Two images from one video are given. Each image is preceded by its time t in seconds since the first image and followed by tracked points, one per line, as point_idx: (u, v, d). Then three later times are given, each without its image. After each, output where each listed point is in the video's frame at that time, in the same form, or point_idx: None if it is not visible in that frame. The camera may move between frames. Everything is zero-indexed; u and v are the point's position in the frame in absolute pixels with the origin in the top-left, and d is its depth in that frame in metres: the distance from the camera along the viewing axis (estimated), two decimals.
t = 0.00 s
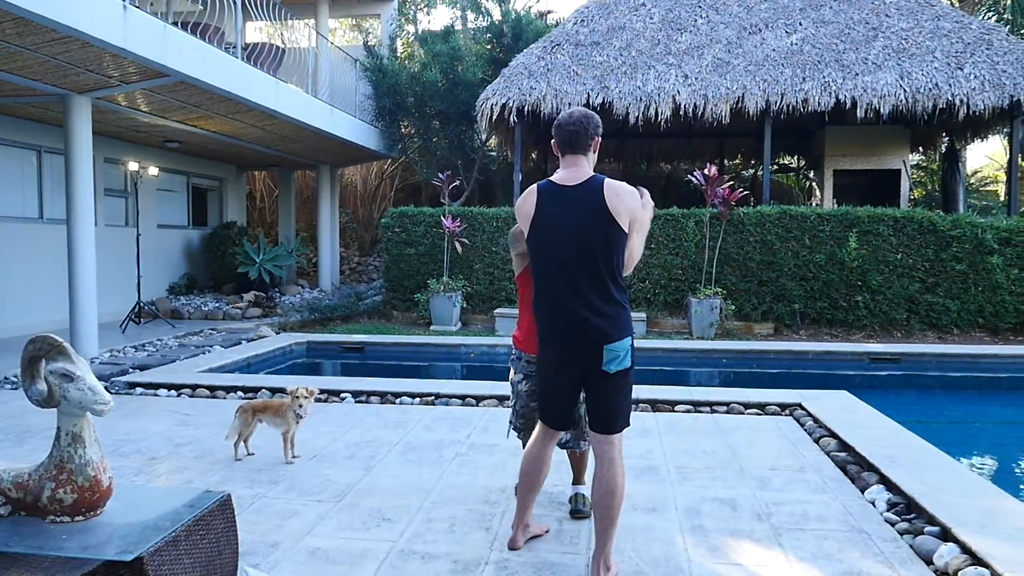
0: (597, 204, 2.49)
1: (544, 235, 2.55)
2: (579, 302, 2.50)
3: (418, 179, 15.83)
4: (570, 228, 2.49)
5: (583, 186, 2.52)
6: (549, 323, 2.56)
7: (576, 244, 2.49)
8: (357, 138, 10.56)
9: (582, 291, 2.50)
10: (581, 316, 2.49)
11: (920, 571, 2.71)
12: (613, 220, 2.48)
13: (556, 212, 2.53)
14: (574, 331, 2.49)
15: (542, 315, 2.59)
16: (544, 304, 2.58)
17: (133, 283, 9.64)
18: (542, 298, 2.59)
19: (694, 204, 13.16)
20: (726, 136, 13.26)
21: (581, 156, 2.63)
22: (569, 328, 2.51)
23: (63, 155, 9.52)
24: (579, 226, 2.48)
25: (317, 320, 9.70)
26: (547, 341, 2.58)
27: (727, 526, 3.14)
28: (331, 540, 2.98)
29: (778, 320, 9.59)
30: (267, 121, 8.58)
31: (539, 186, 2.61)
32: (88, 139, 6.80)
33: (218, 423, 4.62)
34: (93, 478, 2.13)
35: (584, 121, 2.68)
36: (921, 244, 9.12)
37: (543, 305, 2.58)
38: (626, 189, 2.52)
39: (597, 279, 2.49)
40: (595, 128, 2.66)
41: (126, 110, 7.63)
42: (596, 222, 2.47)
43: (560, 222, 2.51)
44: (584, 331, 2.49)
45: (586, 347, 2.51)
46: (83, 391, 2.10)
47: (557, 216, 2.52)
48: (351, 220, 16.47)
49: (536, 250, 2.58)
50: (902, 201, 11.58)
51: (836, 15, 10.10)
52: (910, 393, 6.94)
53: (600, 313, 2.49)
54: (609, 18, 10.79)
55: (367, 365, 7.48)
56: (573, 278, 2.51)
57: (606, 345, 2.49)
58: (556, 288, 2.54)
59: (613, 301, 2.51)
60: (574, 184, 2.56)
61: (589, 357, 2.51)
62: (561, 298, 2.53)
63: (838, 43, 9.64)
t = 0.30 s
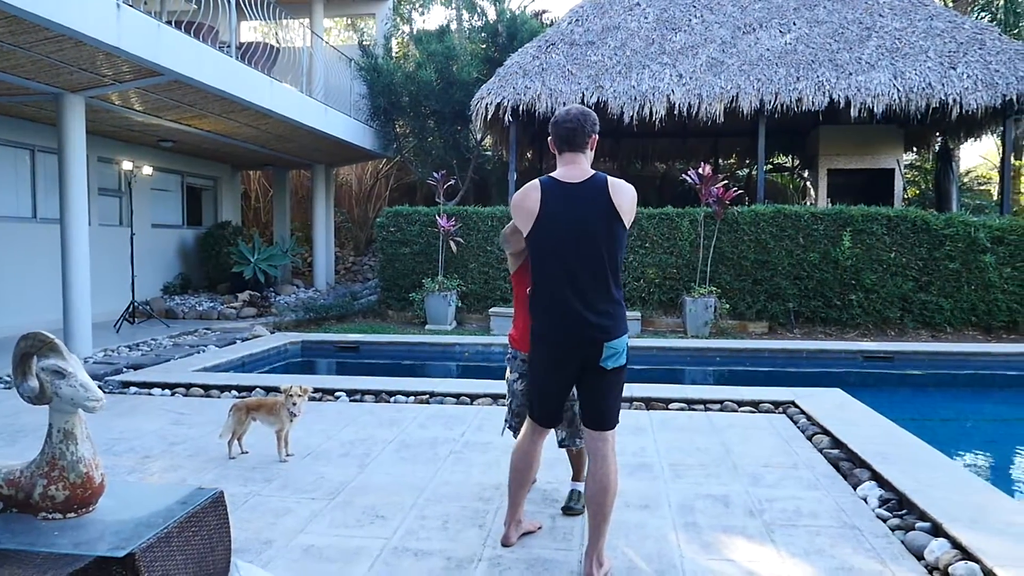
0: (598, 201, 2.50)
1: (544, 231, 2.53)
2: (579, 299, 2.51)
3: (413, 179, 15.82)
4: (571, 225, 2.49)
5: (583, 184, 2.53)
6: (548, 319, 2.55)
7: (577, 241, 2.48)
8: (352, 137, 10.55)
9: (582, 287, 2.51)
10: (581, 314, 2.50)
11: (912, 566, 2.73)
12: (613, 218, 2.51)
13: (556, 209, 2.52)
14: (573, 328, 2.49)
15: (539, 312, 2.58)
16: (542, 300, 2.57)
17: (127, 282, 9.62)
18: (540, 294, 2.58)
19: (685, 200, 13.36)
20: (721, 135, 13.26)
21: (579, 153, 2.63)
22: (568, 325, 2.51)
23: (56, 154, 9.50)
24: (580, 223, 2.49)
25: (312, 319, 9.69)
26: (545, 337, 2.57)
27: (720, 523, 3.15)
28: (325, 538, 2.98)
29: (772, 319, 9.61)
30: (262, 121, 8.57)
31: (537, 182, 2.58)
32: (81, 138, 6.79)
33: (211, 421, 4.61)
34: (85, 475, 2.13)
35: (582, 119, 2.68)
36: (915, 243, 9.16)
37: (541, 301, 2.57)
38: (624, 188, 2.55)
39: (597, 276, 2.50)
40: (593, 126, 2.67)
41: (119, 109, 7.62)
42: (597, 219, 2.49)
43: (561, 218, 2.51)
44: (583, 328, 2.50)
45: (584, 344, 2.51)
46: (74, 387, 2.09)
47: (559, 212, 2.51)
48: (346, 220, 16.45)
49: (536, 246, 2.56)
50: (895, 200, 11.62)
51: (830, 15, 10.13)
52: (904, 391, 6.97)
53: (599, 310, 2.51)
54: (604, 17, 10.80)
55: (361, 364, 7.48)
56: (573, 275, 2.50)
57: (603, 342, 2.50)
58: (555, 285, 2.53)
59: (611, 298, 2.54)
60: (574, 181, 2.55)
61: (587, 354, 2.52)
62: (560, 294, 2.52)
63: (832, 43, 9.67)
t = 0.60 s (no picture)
0: (591, 192, 2.52)
1: (537, 220, 2.54)
2: (570, 289, 2.52)
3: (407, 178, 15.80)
4: (563, 215, 2.50)
5: (575, 175, 2.55)
6: (539, 310, 2.56)
7: (570, 231, 2.50)
8: (346, 136, 10.54)
9: (573, 278, 2.51)
10: (573, 304, 2.51)
11: (900, 557, 2.76)
12: (605, 210, 2.53)
13: (549, 199, 2.53)
14: (565, 317, 2.50)
15: (531, 303, 2.58)
16: (534, 290, 2.57)
17: (119, 281, 9.59)
18: (531, 285, 2.58)
19: (679, 198, 13.33)
20: (714, 134, 13.28)
21: (571, 145, 2.64)
22: (560, 316, 2.51)
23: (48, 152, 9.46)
24: (572, 213, 2.50)
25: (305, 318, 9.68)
26: (536, 328, 2.57)
27: (709, 515, 3.17)
28: (315, 531, 2.98)
29: (765, 317, 9.63)
30: (255, 119, 8.56)
31: (530, 172, 2.59)
32: (72, 135, 6.77)
33: (202, 418, 4.61)
34: (72, 466, 2.13)
35: (575, 111, 2.68)
36: (906, 240, 9.19)
37: (532, 292, 2.58)
38: (616, 180, 2.57)
39: (589, 266, 2.52)
40: (586, 118, 2.67)
41: (111, 107, 7.60)
42: (590, 210, 2.50)
43: (554, 208, 2.52)
44: (575, 319, 2.50)
45: (575, 334, 2.51)
46: (61, 378, 2.09)
47: (551, 202, 2.52)
48: (340, 219, 16.43)
49: (527, 237, 2.56)
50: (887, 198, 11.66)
51: (822, 13, 10.17)
52: (896, 388, 6.99)
53: (590, 302, 2.52)
54: (597, 16, 10.81)
55: (355, 361, 7.48)
56: (565, 264, 2.51)
57: (595, 334, 2.51)
58: (547, 275, 2.53)
59: (602, 289, 2.55)
60: (566, 172, 2.56)
61: (578, 344, 2.53)
62: (552, 285, 2.53)
63: (824, 41, 9.70)
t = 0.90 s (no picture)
0: (580, 184, 2.53)
1: (527, 213, 2.53)
2: (560, 281, 2.51)
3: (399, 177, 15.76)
4: (553, 207, 2.50)
5: (564, 168, 2.55)
6: (529, 302, 2.54)
7: (560, 223, 2.50)
8: (338, 134, 10.51)
9: (563, 270, 2.51)
10: (562, 297, 2.50)
11: (886, 548, 2.77)
12: (593, 203, 2.54)
13: (538, 191, 2.52)
14: (555, 308, 2.49)
15: (520, 295, 2.57)
16: (522, 282, 2.56)
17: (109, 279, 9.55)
18: (520, 277, 2.57)
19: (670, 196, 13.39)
20: (706, 133, 13.30)
21: (559, 138, 2.63)
22: (550, 307, 2.50)
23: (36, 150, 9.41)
24: (561, 205, 2.50)
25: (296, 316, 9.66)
26: (525, 320, 2.56)
27: (697, 509, 3.17)
28: (302, 526, 2.97)
29: (756, 314, 9.64)
30: (245, 117, 8.53)
31: (519, 165, 2.58)
32: (61, 133, 6.73)
33: (191, 415, 4.59)
34: (54, 458, 2.12)
35: (562, 105, 2.68)
36: (896, 237, 9.23)
37: (521, 284, 2.57)
38: (603, 172, 2.59)
39: (578, 259, 2.52)
40: (572, 112, 2.67)
41: (101, 104, 7.57)
42: (578, 202, 2.51)
43: (543, 200, 2.51)
44: (564, 312, 2.49)
45: (565, 326, 2.51)
46: (43, 369, 2.08)
47: (541, 194, 2.52)
48: (332, 218, 16.39)
49: (517, 229, 2.56)
50: (878, 197, 11.70)
51: (812, 12, 10.20)
52: (887, 383, 7.02)
53: (579, 294, 2.51)
54: (589, 14, 10.82)
55: (346, 359, 7.49)
56: (555, 256, 2.50)
57: (584, 326, 2.51)
58: (537, 267, 2.53)
59: (591, 282, 2.55)
60: (555, 165, 2.57)
61: (568, 337, 2.52)
62: (542, 277, 2.52)
63: (814, 39, 9.73)
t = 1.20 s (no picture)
0: (566, 177, 2.53)
1: (514, 205, 2.52)
2: (546, 275, 2.50)
3: (391, 175, 15.73)
4: (539, 200, 2.50)
5: (550, 160, 2.55)
6: (515, 295, 2.54)
7: (546, 216, 2.49)
8: (330, 133, 10.49)
9: (549, 263, 2.50)
10: (548, 290, 2.50)
11: (871, 540, 2.79)
12: (579, 195, 2.54)
13: (525, 184, 2.51)
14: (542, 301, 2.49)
15: (506, 288, 2.57)
16: (509, 276, 2.55)
17: (99, 278, 9.51)
18: (507, 270, 2.56)
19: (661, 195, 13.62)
20: (698, 132, 13.30)
21: (545, 132, 2.62)
22: (536, 301, 2.50)
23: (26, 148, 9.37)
24: (548, 198, 2.50)
25: (288, 315, 9.64)
26: (511, 313, 2.55)
27: (684, 502, 3.18)
28: (288, 520, 2.96)
29: (748, 312, 9.66)
30: (236, 115, 8.50)
31: (506, 158, 2.57)
32: (50, 130, 6.70)
33: (179, 411, 4.57)
34: (35, 450, 2.10)
35: (547, 99, 2.66)
36: (886, 235, 9.26)
37: (507, 277, 2.56)
38: (589, 166, 2.59)
39: (564, 252, 2.51)
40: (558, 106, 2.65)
41: (91, 102, 7.55)
42: (565, 195, 2.51)
43: (530, 192, 2.50)
44: (550, 304, 2.49)
45: (551, 319, 2.51)
46: (23, 360, 2.05)
47: (527, 186, 2.51)
48: (324, 217, 16.36)
49: (503, 223, 2.54)
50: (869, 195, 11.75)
51: (803, 11, 10.24)
52: (877, 380, 7.05)
53: (565, 287, 2.51)
54: (580, 12, 10.82)
55: (337, 357, 7.48)
56: (541, 249, 2.50)
57: (569, 318, 2.51)
58: (523, 259, 2.52)
59: (576, 275, 2.55)
60: (541, 158, 2.56)
61: (553, 329, 2.52)
62: (528, 269, 2.51)
63: (805, 38, 9.75)
